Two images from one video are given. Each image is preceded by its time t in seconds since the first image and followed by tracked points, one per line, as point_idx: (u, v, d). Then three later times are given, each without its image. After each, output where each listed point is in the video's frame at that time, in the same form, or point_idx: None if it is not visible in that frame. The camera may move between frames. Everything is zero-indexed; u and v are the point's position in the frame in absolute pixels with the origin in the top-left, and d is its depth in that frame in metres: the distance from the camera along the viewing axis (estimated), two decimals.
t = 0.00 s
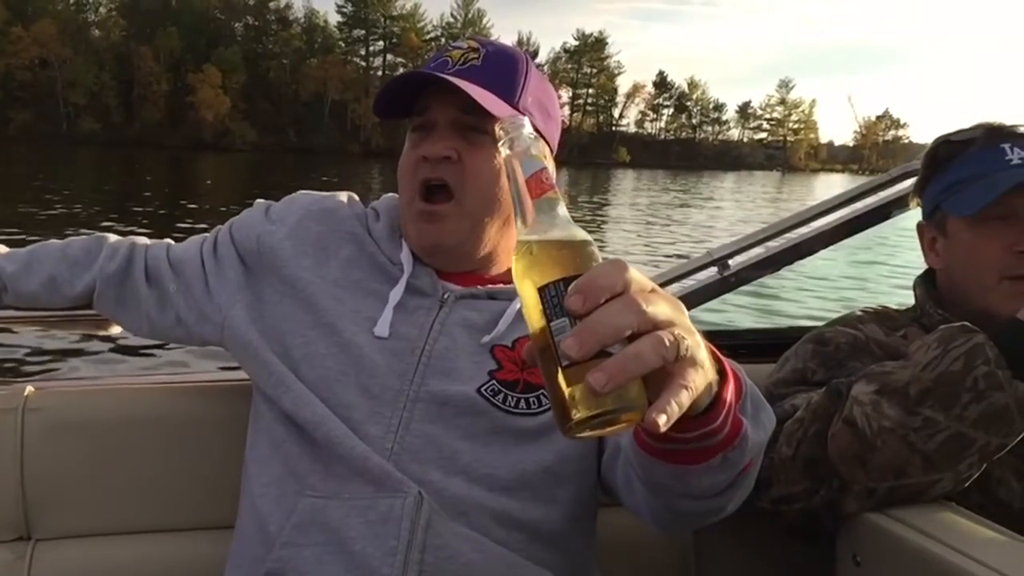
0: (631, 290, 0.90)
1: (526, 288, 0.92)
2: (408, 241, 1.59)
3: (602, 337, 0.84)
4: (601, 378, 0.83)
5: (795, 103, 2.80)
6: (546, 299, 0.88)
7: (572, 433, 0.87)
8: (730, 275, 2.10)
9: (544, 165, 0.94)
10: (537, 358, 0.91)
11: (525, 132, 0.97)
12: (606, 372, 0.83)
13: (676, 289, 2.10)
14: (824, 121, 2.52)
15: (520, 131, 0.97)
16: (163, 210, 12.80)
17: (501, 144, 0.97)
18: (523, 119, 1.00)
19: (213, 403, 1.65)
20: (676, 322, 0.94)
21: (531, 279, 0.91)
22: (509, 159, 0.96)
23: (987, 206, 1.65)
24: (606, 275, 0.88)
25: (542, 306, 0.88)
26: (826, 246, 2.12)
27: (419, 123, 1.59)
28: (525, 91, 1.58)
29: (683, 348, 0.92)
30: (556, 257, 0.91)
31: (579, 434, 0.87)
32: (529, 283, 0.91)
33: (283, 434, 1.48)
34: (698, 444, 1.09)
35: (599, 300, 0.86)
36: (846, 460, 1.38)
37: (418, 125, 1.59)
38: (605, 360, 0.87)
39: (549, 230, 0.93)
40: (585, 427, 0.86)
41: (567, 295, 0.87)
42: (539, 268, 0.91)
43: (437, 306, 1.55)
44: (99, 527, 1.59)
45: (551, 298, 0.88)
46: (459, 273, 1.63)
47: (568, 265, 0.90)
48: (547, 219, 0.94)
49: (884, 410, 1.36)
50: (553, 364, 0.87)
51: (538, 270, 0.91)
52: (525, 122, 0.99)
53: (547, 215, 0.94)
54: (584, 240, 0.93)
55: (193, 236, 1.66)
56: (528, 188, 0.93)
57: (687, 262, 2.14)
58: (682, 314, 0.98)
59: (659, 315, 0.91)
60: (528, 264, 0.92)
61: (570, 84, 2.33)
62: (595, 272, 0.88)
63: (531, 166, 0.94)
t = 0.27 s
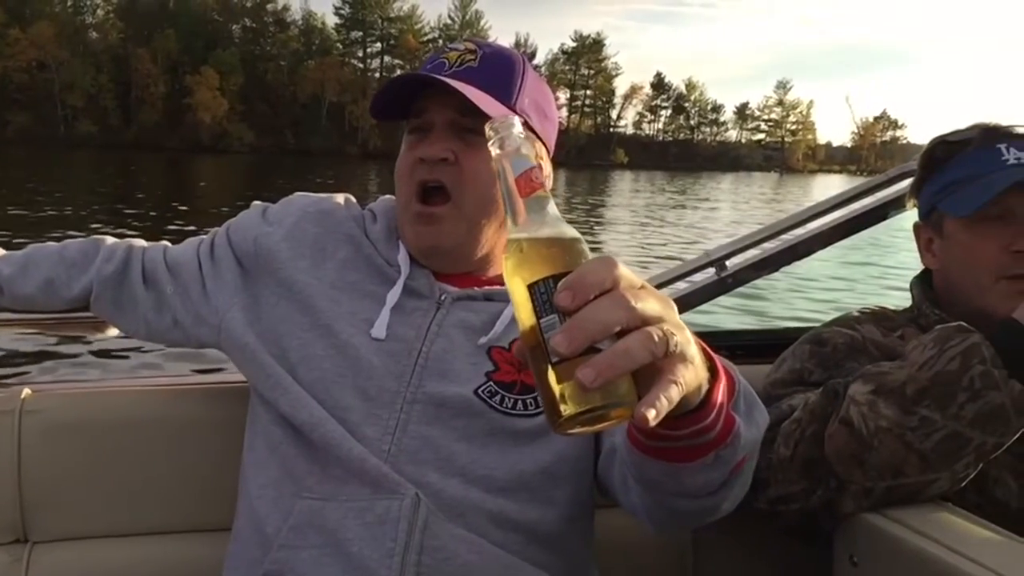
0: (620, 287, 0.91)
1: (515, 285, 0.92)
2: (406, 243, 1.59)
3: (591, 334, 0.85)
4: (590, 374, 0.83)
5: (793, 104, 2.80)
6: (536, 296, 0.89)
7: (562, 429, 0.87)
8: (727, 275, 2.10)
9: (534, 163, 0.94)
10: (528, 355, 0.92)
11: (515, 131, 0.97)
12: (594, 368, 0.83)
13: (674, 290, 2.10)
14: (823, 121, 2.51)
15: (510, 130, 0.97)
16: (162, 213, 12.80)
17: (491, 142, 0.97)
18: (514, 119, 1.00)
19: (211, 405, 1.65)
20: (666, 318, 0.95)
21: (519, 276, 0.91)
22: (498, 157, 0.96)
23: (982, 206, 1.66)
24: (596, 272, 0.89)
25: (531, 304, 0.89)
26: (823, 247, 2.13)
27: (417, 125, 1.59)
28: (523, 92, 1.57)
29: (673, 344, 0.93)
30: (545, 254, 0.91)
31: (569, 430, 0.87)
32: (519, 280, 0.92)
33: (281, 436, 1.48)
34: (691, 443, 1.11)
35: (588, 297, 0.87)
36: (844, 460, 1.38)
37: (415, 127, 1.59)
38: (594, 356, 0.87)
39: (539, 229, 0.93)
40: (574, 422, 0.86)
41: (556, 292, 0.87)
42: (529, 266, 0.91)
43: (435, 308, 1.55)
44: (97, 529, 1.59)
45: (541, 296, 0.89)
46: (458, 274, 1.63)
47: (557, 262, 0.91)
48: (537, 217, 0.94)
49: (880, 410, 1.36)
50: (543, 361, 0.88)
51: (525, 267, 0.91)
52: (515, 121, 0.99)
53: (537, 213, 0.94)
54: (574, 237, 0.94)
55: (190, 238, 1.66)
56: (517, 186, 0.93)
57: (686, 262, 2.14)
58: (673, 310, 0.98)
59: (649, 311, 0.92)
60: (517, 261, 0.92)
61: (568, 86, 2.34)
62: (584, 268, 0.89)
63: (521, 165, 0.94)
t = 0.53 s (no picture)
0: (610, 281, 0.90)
1: (505, 280, 0.93)
2: (403, 242, 1.59)
3: (579, 328, 0.85)
4: (578, 367, 0.83)
5: (790, 104, 2.80)
6: (525, 291, 0.89)
7: (552, 423, 0.88)
8: (724, 275, 2.10)
9: (522, 161, 0.95)
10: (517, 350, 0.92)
11: (504, 131, 0.98)
12: (582, 361, 0.83)
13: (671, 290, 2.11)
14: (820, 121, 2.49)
15: (500, 130, 0.98)
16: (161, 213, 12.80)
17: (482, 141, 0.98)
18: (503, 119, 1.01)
19: (208, 405, 1.65)
20: (656, 312, 0.94)
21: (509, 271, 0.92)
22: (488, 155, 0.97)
23: (978, 205, 1.66)
24: (585, 265, 0.88)
25: (521, 298, 0.89)
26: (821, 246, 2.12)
27: (413, 125, 1.59)
28: (520, 92, 1.57)
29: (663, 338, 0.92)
30: (535, 249, 0.91)
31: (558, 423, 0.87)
32: (508, 275, 0.92)
33: (277, 436, 1.48)
34: (684, 440, 1.12)
35: (577, 291, 0.86)
36: (840, 459, 1.38)
37: (413, 127, 1.59)
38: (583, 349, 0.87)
39: (529, 225, 0.94)
40: (563, 417, 0.87)
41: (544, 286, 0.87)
42: (518, 261, 0.92)
43: (431, 308, 1.55)
44: (94, 530, 1.59)
45: (530, 290, 0.89)
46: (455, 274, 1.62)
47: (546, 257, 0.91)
48: (528, 214, 0.95)
49: (877, 408, 1.36)
50: (532, 355, 0.88)
51: (515, 262, 0.92)
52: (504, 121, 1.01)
53: (526, 210, 0.95)
54: (563, 234, 0.94)
55: (187, 238, 1.66)
56: (507, 184, 0.94)
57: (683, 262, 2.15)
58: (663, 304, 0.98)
59: (638, 304, 0.91)
60: (507, 257, 0.93)
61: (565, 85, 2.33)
62: (573, 262, 0.88)
63: (510, 162, 0.95)
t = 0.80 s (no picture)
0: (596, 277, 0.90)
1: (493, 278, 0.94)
2: (399, 244, 1.59)
3: (565, 324, 0.85)
4: (564, 363, 0.83)
5: (788, 105, 2.79)
6: (513, 289, 0.89)
7: (539, 418, 0.89)
8: (721, 276, 2.11)
9: (510, 160, 0.95)
10: (506, 348, 0.93)
11: (494, 131, 0.99)
12: (568, 356, 0.83)
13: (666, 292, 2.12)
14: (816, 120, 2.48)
15: (489, 129, 0.99)
16: (158, 214, 12.78)
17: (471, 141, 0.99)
18: (493, 119, 1.01)
19: (205, 406, 1.65)
20: (643, 308, 0.94)
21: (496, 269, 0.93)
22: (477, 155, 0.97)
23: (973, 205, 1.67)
24: (572, 261, 0.88)
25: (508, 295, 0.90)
26: (818, 247, 2.12)
27: (409, 126, 1.59)
28: (515, 93, 1.57)
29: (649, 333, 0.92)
30: (522, 247, 0.92)
31: (545, 419, 0.89)
32: (496, 273, 0.93)
33: (273, 438, 1.48)
34: (675, 437, 1.12)
35: (563, 288, 0.87)
36: (836, 458, 1.39)
37: (408, 128, 1.59)
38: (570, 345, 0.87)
39: (518, 223, 0.94)
40: (549, 412, 0.88)
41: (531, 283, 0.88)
42: (506, 258, 0.92)
43: (428, 309, 1.55)
44: (90, 532, 1.59)
45: (517, 287, 0.89)
46: (451, 276, 1.62)
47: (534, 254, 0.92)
48: (516, 213, 0.94)
49: (873, 408, 1.36)
50: (519, 352, 0.89)
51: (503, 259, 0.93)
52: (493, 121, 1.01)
53: (512, 208, 0.94)
54: (550, 232, 0.95)
55: (183, 240, 1.66)
56: (494, 181, 0.94)
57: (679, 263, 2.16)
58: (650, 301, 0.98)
59: (625, 300, 0.92)
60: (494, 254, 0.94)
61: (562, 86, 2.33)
62: (559, 260, 0.89)
63: (498, 161, 0.95)
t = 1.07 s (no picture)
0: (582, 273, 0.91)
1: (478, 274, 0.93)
2: (395, 245, 1.59)
3: (549, 320, 0.85)
4: (547, 358, 0.84)
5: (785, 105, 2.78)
6: (498, 285, 0.90)
7: (524, 415, 0.89)
8: (717, 276, 2.12)
9: (498, 158, 0.94)
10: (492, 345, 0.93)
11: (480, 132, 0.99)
12: (552, 352, 0.84)
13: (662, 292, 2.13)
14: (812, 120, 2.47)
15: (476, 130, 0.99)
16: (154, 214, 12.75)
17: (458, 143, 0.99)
18: (479, 120, 1.01)
19: (201, 408, 1.65)
20: (629, 304, 0.94)
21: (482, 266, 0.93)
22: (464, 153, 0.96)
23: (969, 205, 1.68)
24: (556, 257, 0.89)
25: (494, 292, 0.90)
26: (814, 247, 2.12)
27: (406, 127, 1.59)
28: (512, 94, 1.57)
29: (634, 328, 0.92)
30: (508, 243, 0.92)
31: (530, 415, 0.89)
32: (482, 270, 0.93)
33: (269, 439, 1.48)
34: (665, 434, 1.13)
35: (548, 283, 0.87)
36: (832, 458, 1.39)
37: (405, 129, 1.59)
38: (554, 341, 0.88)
39: (506, 221, 0.93)
40: (535, 409, 0.88)
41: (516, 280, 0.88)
42: (491, 256, 0.92)
43: (424, 310, 1.55)
44: (87, 533, 1.59)
45: (503, 284, 0.90)
46: (448, 277, 1.62)
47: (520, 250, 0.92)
48: (504, 210, 0.94)
49: (867, 407, 1.37)
50: (505, 348, 0.89)
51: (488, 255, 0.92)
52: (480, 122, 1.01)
53: (500, 206, 0.94)
54: (537, 229, 0.95)
55: (179, 241, 1.66)
56: (482, 179, 0.93)
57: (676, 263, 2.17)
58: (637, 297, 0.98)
59: (610, 296, 0.92)
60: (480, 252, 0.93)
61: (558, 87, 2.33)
62: (544, 256, 0.89)
63: (486, 160, 0.94)
